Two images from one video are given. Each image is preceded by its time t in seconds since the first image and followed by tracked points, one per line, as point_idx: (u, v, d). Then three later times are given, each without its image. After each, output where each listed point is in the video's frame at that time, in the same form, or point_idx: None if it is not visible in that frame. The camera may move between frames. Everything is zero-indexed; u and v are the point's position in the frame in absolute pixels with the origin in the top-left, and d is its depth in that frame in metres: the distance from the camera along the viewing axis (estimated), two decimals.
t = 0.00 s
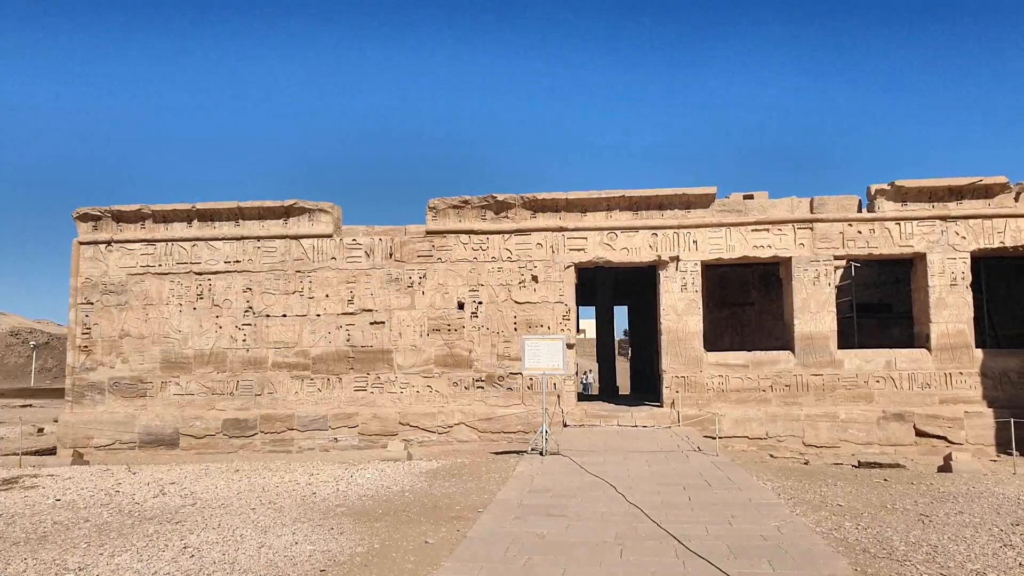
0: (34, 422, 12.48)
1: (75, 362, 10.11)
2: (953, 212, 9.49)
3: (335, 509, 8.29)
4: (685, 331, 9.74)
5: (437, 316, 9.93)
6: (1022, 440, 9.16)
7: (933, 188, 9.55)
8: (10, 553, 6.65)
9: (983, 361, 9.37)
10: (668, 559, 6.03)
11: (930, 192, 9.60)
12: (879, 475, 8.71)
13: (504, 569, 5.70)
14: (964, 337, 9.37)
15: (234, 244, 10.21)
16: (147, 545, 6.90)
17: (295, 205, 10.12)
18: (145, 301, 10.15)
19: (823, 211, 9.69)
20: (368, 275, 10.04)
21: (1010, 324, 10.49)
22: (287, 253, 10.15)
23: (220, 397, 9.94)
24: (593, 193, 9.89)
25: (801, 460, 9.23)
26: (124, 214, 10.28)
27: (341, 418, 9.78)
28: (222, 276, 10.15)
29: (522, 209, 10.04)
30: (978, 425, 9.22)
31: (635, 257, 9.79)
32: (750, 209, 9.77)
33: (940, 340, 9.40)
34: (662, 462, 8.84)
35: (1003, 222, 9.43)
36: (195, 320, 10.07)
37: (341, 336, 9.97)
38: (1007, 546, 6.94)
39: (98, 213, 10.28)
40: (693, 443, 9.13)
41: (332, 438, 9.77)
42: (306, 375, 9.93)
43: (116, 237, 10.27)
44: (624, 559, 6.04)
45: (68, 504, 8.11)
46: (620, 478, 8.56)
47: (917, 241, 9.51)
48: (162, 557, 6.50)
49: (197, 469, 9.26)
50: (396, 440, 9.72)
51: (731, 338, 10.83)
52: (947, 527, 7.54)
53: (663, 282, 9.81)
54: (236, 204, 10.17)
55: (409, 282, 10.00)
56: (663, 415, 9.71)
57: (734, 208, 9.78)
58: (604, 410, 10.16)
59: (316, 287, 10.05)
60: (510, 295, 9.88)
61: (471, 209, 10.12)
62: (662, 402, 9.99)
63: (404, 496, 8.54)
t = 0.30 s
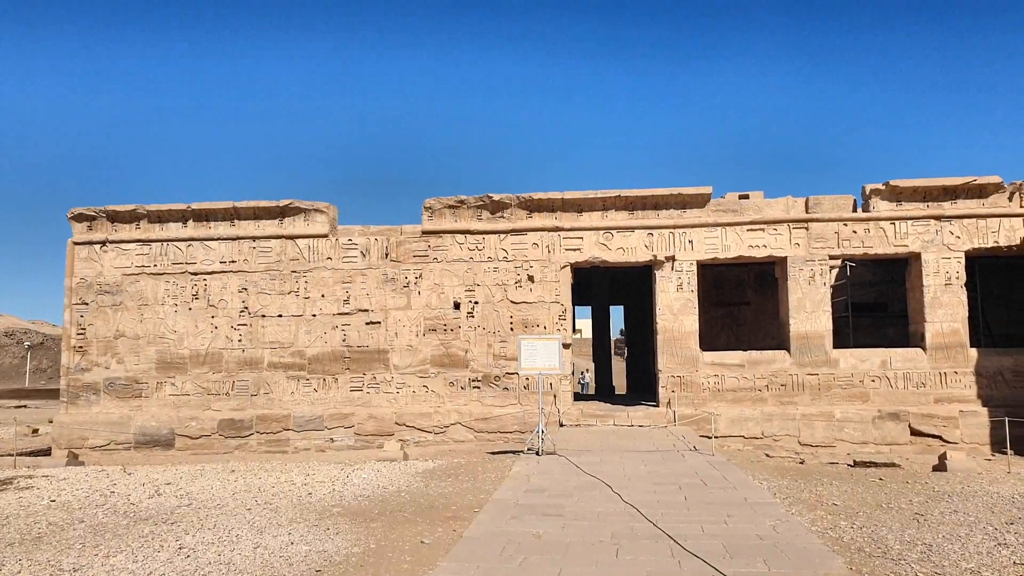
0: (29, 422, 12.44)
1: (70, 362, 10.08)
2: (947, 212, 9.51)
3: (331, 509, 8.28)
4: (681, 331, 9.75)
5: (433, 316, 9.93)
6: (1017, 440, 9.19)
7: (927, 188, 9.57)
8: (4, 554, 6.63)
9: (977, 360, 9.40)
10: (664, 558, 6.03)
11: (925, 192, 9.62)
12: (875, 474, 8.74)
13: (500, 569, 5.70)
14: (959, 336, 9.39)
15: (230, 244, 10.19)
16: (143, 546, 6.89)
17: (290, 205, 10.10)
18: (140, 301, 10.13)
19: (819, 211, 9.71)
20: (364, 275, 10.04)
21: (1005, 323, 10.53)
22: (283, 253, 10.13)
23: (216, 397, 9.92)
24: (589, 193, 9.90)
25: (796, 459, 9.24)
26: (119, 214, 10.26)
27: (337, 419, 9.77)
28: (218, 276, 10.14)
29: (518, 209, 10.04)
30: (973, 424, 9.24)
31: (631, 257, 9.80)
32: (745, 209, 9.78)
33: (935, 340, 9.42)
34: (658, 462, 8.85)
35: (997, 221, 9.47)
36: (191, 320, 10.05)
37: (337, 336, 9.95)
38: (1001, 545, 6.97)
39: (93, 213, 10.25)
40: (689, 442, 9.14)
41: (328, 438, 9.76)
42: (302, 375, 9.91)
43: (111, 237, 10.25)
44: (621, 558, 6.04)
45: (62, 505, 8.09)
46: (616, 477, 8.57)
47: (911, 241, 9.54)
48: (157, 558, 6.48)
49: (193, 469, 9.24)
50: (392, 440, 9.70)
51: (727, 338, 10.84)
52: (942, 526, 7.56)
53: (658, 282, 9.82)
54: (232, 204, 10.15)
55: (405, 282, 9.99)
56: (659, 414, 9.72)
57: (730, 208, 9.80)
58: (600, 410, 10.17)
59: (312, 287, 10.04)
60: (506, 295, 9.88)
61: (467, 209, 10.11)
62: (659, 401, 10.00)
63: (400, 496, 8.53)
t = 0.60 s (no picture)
0: (21, 423, 12.38)
1: (62, 362, 10.04)
2: (941, 214, 9.55)
3: (325, 510, 8.26)
4: (676, 332, 9.77)
5: (428, 316, 9.92)
6: (1009, 441, 9.23)
7: (922, 190, 9.59)
8: None
9: (970, 361, 9.44)
10: (659, 559, 6.04)
11: (918, 194, 9.64)
12: (868, 475, 8.77)
13: (494, 570, 5.70)
14: (952, 338, 9.43)
15: (225, 244, 10.16)
16: (135, 547, 6.86)
17: (285, 205, 10.08)
18: (134, 301, 10.09)
19: (813, 213, 9.73)
20: (359, 275, 10.02)
21: (998, 325, 10.58)
22: (278, 253, 10.11)
23: (210, 397, 9.89)
24: (584, 194, 9.90)
25: (790, 461, 9.27)
26: (113, 214, 10.22)
27: (332, 419, 9.75)
28: (212, 276, 10.10)
29: (514, 209, 10.04)
30: (966, 425, 9.28)
31: (626, 258, 9.81)
32: (740, 211, 9.80)
33: (928, 341, 9.46)
34: (653, 463, 8.86)
35: (990, 223, 9.51)
36: (185, 320, 10.01)
37: (331, 336, 9.94)
38: (993, 546, 7.00)
39: (87, 212, 10.21)
40: (683, 443, 9.16)
41: (322, 439, 9.74)
42: (296, 376, 9.89)
43: (105, 237, 10.21)
44: (615, 559, 6.05)
45: (55, 505, 8.05)
46: (611, 478, 8.58)
47: (905, 243, 9.57)
48: (150, 559, 6.46)
49: (186, 470, 9.21)
50: (386, 441, 9.69)
51: (721, 339, 10.86)
52: (934, 528, 7.59)
53: (653, 283, 9.84)
54: (226, 204, 10.12)
55: (400, 282, 9.98)
56: (654, 415, 9.73)
57: (725, 210, 9.82)
58: (595, 410, 10.17)
59: (307, 288, 10.02)
60: (501, 295, 9.88)
61: (463, 209, 10.10)
62: (653, 402, 10.01)
63: (395, 497, 8.52)
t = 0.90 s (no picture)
0: (13, 427, 12.32)
1: (55, 365, 10.01)
2: (934, 218, 9.56)
3: (319, 514, 8.25)
4: (670, 335, 9.77)
5: (423, 319, 9.91)
6: (1003, 444, 9.24)
7: (915, 194, 9.60)
8: None
9: (964, 365, 9.45)
10: (653, 563, 6.03)
11: (912, 197, 9.65)
12: (863, 478, 8.77)
13: (489, 573, 5.69)
14: (946, 341, 9.44)
15: (219, 247, 10.15)
16: (128, 552, 6.83)
17: (280, 208, 10.08)
18: (128, 304, 10.07)
19: (807, 216, 9.73)
20: (354, 278, 10.01)
21: (993, 328, 10.59)
22: (272, 256, 10.10)
23: (204, 401, 9.87)
24: (579, 197, 9.90)
25: (785, 464, 9.27)
26: (107, 217, 10.21)
27: (326, 423, 9.73)
28: (206, 279, 10.09)
29: (509, 213, 10.03)
30: (960, 428, 9.28)
31: (620, 262, 9.81)
32: (734, 214, 9.81)
33: (922, 344, 9.47)
34: (647, 466, 8.86)
35: (983, 227, 9.53)
36: (179, 323, 10.00)
37: (325, 339, 9.92)
38: (987, 549, 7.00)
39: (81, 215, 10.19)
40: (678, 447, 9.16)
41: (316, 442, 9.72)
42: (290, 379, 9.88)
43: (99, 239, 10.20)
44: (610, 563, 6.04)
45: (47, 510, 8.02)
46: (605, 481, 8.58)
47: (899, 246, 9.59)
48: (143, 563, 6.44)
49: (179, 474, 9.18)
50: (381, 445, 9.68)
51: (716, 342, 10.86)
52: (929, 531, 7.59)
53: (648, 286, 9.84)
54: (221, 207, 10.11)
55: (395, 285, 9.97)
56: (648, 418, 9.72)
57: (719, 213, 9.82)
58: (590, 414, 10.16)
59: (301, 291, 10.01)
60: (496, 299, 9.87)
61: (458, 213, 10.10)
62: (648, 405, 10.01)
63: (389, 501, 8.51)
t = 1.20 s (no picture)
0: (7, 431, 12.28)
1: (50, 369, 9.98)
2: (929, 222, 9.59)
3: (315, 518, 8.23)
4: (666, 339, 9.79)
5: (419, 323, 9.90)
6: (998, 448, 9.26)
7: (911, 198, 9.63)
8: None
9: (959, 369, 9.47)
10: (649, 567, 6.02)
11: (908, 202, 9.68)
12: (858, 482, 8.79)
13: None
14: (941, 345, 9.46)
15: (215, 251, 10.14)
16: (122, 556, 6.81)
17: (276, 212, 10.07)
18: (123, 307, 10.05)
19: (803, 220, 9.76)
20: (350, 282, 10.01)
21: (988, 332, 10.61)
22: (268, 259, 10.09)
23: (199, 405, 9.85)
24: (576, 201, 9.91)
25: (780, 468, 9.27)
26: (103, 220, 10.19)
27: (321, 427, 9.72)
28: (202, 282, 10.07)
29: (505, 216, 10.04)
30: (955, 432, 9.31)
31: (617, 266, 9.83)
32: (730, 218, 9.83)
33: (918, 349, 9.49)
34: (643, 470, 8.86)
35: (978, 232, 9.56)
36: (174, 327, 9.98)
37: (321, 343, 9.91)
38: (982, 553, 7.02)
39: (76, 219, 10.18)
40: (674, 451, 9.16)
41: (312, 446, 9.71)
42: (286, 383, 9.86)
43: (95, 243, 10.18)
44: (605, 567, 6.03)
45: (42, 514, 8.00)
46: (601, 485, 8.58)
47: (894, 251, 9.61)
48: (138, 568, 6.42)
49: (175, 478, 9.16)
50: (377, 449, 9.67)
51: (712, 346, 10.87)
52: (924, 535, 7.61)
53: (644, 290, 9.85)
54: (217, 210, 10.10)
55: (391, 289, 9.97)
56: (644, 422, 9.73)
57: (715, 217, 9.84)
58: (586, 418, 10.16)
59: (297, 294, 10.00)
60: (492, 303, 9.88)
61: (454, 216, 10.10)
62: (644, 409, 10.01)
63: (385, 505, 8.50)
